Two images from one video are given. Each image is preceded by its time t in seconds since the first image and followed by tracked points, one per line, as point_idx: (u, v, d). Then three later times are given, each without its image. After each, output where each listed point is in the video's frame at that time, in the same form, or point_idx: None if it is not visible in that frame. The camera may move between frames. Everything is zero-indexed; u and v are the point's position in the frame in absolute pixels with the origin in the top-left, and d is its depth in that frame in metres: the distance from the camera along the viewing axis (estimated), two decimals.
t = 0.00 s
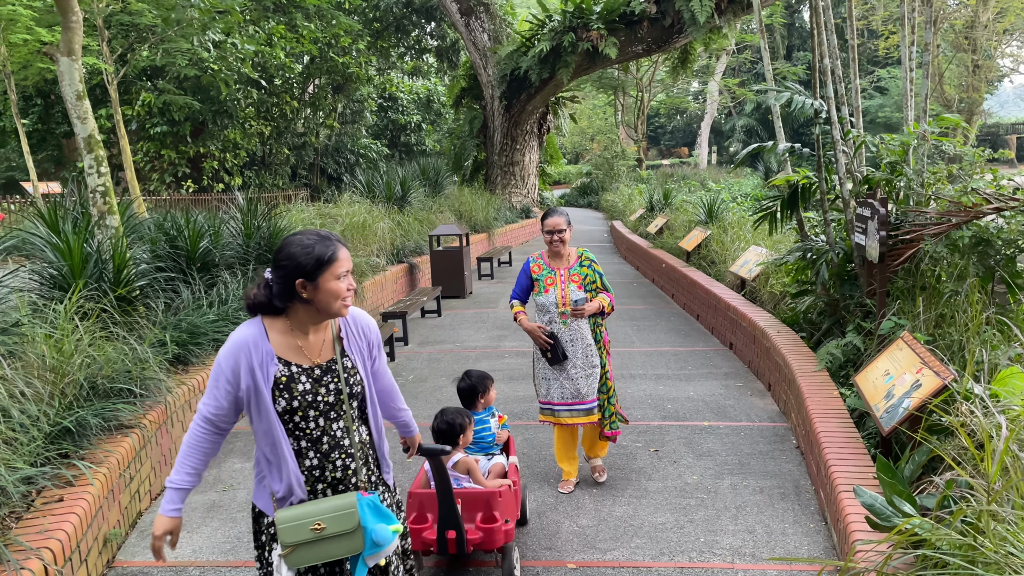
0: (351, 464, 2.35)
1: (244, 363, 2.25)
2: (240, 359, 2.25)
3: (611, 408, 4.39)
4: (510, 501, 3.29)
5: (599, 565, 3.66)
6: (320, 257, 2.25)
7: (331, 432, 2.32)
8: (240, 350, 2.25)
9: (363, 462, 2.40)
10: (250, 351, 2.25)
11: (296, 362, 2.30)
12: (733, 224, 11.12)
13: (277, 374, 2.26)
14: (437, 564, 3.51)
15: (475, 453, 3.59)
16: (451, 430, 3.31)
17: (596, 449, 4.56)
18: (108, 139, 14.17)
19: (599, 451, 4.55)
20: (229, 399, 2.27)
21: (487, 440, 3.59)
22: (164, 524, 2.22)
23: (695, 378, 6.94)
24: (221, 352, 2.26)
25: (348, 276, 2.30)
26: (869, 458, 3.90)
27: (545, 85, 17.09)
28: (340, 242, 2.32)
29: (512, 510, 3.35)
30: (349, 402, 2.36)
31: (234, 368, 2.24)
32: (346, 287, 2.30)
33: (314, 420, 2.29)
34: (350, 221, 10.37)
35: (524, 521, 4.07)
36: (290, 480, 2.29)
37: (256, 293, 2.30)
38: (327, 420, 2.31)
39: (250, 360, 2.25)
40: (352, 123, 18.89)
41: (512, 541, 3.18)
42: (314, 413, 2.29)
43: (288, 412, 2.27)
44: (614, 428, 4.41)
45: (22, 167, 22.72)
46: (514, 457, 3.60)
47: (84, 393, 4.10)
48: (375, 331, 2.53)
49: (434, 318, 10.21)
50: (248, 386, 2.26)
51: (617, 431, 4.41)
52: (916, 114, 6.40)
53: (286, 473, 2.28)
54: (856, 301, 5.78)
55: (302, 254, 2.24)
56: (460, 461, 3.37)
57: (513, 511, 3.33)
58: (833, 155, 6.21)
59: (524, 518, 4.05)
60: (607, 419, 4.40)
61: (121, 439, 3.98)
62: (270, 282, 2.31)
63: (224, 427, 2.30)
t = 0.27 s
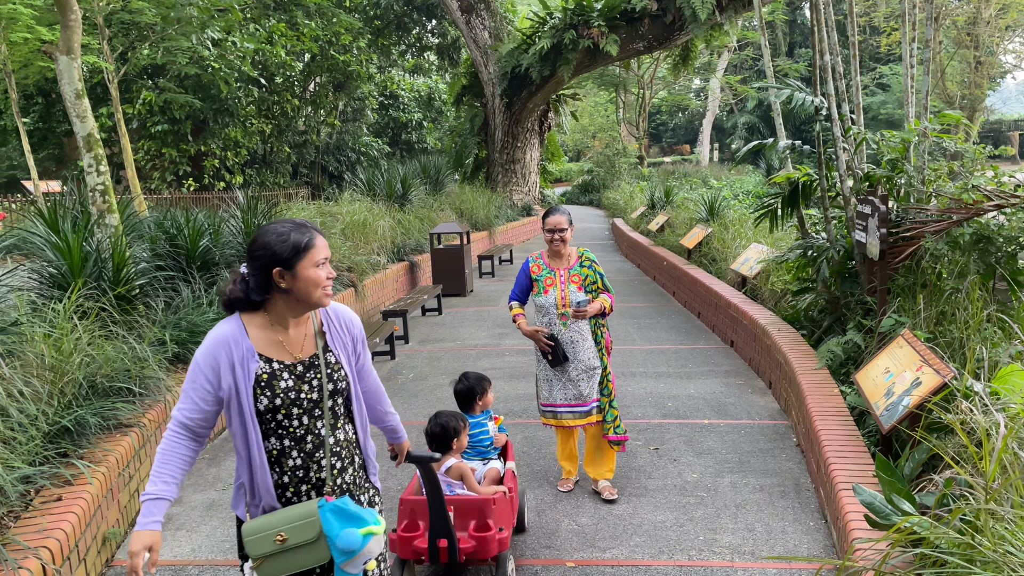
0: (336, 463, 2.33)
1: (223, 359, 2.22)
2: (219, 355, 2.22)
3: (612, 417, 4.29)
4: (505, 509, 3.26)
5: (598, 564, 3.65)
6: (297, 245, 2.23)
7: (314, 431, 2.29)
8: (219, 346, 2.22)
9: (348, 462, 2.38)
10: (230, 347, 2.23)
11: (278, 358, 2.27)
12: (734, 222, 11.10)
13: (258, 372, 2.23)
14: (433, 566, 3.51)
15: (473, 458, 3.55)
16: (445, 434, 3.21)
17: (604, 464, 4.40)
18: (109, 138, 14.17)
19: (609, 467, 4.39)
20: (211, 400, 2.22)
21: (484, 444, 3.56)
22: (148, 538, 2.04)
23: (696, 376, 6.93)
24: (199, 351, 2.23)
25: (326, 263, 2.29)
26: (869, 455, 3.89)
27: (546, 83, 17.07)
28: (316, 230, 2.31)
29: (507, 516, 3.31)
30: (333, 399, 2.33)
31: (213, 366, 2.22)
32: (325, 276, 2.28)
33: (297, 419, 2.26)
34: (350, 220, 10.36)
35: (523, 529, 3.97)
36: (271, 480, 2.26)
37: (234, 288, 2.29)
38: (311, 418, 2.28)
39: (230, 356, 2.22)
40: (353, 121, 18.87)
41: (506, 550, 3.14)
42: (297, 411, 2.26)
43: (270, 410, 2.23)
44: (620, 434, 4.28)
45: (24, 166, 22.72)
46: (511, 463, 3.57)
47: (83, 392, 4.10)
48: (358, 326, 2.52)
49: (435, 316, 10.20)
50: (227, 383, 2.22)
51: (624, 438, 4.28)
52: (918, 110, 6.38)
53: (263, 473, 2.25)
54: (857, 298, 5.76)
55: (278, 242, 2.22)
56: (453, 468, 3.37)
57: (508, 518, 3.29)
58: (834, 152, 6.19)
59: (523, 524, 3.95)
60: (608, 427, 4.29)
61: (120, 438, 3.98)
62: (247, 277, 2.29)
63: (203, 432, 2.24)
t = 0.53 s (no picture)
0: (317, 467, 2.29)
1: (199, 361, 2.18)
2: (194, 357, 2.18)
3: (615, 423, 4.16)
4: (499, 515, 3.19)
5: (596, 561, 3.65)
6: (267, 239, 2.20)
7: (294, 433, 2.25)
8: (193, 347, 2.19)
9: (332, 466, 2.34)
10: (205, 348, 2.20)
11: (255, 359, 2.24)
12: (734, 219, 11.08)
13: (235, 373, 2.19)
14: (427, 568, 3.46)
15: (469, 462, 3.53)
16: (437, 437, 3.21)
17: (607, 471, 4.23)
18: (110, 136, 14.17)
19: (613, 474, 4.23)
20: (194, 404, 2.17)
21: (480, 448, 3.54)
22: (162, 541, 1.96)
23: (696, 373, 6.93)
24: (175, 354, 2.20)
25: (299, 257, 2.24)
26: (869, 452, 3.88)
27: (546, 80, 17.05)
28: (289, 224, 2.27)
29: (501, 522, 3.24)
30: (313, 401, 2.29)
31: (190, 369, 2.17)
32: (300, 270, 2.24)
33: (275, 421, 2.22)
34: (350, 217, 10.35)
35: (519, 535, 3.88)
36: (247, 484, 2.24)
37: (207, 287, 2.26)
38: (290, 420, 2.24)
39: (206, 358, 2.19)
40: (353, 119, 18.86)
41: (499, 557, 3.10)
42: (276, 413, 2.22)
43: (248, 413, 2.20)
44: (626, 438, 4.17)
45: (24, 165, 22.77)
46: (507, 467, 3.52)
47: (81, 390, 4.10)
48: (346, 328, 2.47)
49: (435, 313, 10.20)
50: (205, 385, 2.18)
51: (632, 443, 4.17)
52: (918, 106, 6.37)
53: (235, 477, 2.22)
54: (857, 295, 5.75)
55: (250, 237, 2.19)
56: (445, 472, 3.24)
57: (501, 525, 3.22)
58: (834, 149, 6.18)
59: (520, 530, 3.86)
60: (611, 431, 4.16)
61: (119, 436, 3.98)
62: (221, 275, 2.27)
63: (187, 439, 2.18)
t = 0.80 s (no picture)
0: (300, 481, 2.24)
1: (177, 372, 2.12)
2: (172, 369, 2.12)
3: (619, 426, 4.08)
4: (493, 520, 3.17)
5: (595, 558, 3.65)
6: (226, 242, 2.15)
7: (274, 446, 2.20)
8: (170, 359, 2.13)
9: (316, 479, 2.28)
10: (182, 359, 2.13)
11: (234, 371, 2.18)
12: (735, 215, 11.06)
13: (213, 386, 2.14)
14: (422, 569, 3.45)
15: (464, 465, 3.49)
16: (428, 442, 3.20)
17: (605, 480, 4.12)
18: (110, 134, 14.16)
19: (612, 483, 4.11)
20: (180, 415, 2.11)
21: (476, 452, 3.50)
22: (190, 540, 1.92)
23: (697, 369, 6.91)
24: (152, 368, 2.13)
25: (260, 262, 2.16)
26: (868, 449, 3.87)
27: (547, 76, 17.03)
28: (256, 227, 2.20)
29: (495, 526, 3.20)
30: (295, 412, 2.24)
31: (170, 381, 2.11)
32: (261, 275, 2.16)
33: (255, 434, 2.18)
34: (351, 215, 10.35)
35: (515, 538, 3.80)
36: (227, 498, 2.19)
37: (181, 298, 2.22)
38: (270, 433, 2.19)
39: (184, 369, 2.13)
40: (354, 116, 18.83)
41: (493, 563, 3.06)
42: (256, 426, 2.18)
43: (227, 427, 2.14)
44: (629, 445, 4.08)
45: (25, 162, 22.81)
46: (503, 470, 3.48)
47: (81, 387, 4.10)
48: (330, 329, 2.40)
49: (436, 311, 10.19)
50: (188, 397, 2.12)
51: (632, 449, 4.07)
52: (918, 101, 6.35)
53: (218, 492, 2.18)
54: (857, 291, 5.74)
55: (210, 241, 2.16)
56: (437, 477, 3.24)
57: (495, 530, 3.18)
58: (834, 144, 6.17)
59: (517, 534, 3.78)
60: (616, 437, 4.06)
61: (118, 434, 3.98)
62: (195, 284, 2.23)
63: (181, 452, 2.11)
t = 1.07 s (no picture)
0: (284, 500, 2.12)
1: (153, 392, 1.99)
2: (147, 389, 1.99)
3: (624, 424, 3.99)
4: (488, 523, 3.17)
5: (594, 554, 3.65)
6: (188, 254, 2.01)
7: (257, 466, 2.08)
8: (143, 378, 2.00)
9: (301, 497, 2.17)
10: (157, 377, 2.00)
11: (212, 390, 2.05)
12: (735, 211, 11.06)
13: (191, 406, 2.01)
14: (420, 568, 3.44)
15: (461, 469, 3.46)
16: (420, 448, 3.15)
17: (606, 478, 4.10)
18: (110, 131, 14.16)
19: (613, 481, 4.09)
20: (160, 437, 1.98)
21: (473, 455, 3.47)
22: (188, 566, 1.81)
23: (697, 365, 6.91)
24: (128, 387, 2.00)
25: (219, 276, 2.00)
26: (868, 444, 3.87)
27: (547, 72, 17.01)
28: (220, 237, 2.03)
29: (490, 529, 3.19)
30: (278, 430, 2.12)
31: (147, 401, 1.98)
32: (219, 290, 1.99)
33: (236, 453, 2.06)
34: (351, 212, 10.35)
35: (513, 542, 3.71)
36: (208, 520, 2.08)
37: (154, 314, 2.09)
38: (252, 452, 2.08)
39: (159, 388, 2.00)
40: (354, 113, 18.82)
41: (487, 567, 3.07)
42: (237, 445, 2.06)
43: (206, 448, 2.03)
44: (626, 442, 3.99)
45: (26, 160, 22.85)
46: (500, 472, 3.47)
47: (80, 385, 4.11)
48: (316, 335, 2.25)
49: (436, 307, 10.20)
50: (167, 417, 2.00)
51: (631, 446, 4.00)
52: (919, 97, 6.34)
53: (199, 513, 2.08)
54: (857, 286, 5.73)
55: (173, 252, 2.03)
56: (430, 481, 3.20)
57: (490, 533, 3.18)
58: (835, 140, 6.15)
59: (515, 538, 3.70)
60: (620, 435, 3.99)
61: (117, 431, 3.98)
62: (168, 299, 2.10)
63: (166, 475, 1.99)
